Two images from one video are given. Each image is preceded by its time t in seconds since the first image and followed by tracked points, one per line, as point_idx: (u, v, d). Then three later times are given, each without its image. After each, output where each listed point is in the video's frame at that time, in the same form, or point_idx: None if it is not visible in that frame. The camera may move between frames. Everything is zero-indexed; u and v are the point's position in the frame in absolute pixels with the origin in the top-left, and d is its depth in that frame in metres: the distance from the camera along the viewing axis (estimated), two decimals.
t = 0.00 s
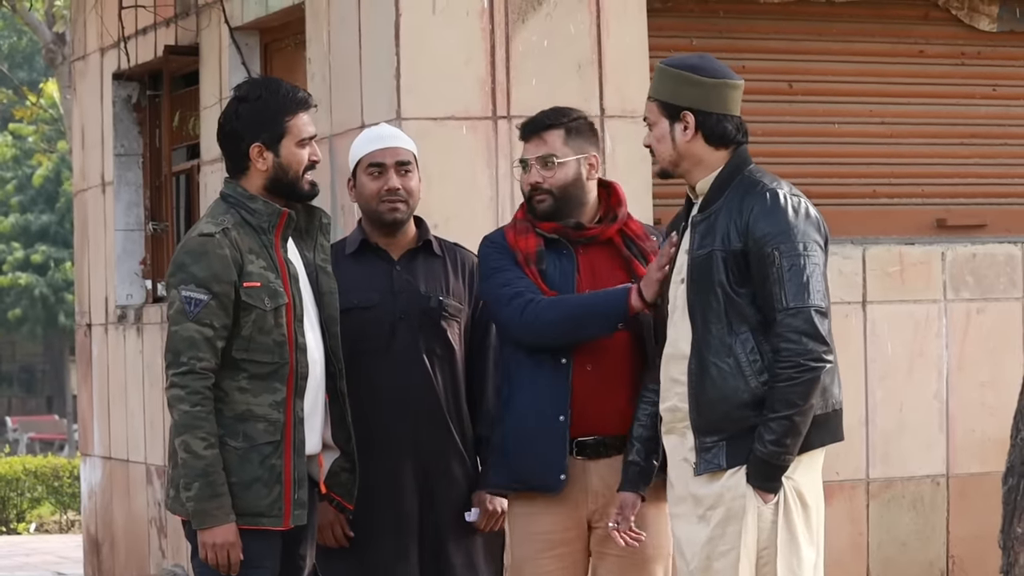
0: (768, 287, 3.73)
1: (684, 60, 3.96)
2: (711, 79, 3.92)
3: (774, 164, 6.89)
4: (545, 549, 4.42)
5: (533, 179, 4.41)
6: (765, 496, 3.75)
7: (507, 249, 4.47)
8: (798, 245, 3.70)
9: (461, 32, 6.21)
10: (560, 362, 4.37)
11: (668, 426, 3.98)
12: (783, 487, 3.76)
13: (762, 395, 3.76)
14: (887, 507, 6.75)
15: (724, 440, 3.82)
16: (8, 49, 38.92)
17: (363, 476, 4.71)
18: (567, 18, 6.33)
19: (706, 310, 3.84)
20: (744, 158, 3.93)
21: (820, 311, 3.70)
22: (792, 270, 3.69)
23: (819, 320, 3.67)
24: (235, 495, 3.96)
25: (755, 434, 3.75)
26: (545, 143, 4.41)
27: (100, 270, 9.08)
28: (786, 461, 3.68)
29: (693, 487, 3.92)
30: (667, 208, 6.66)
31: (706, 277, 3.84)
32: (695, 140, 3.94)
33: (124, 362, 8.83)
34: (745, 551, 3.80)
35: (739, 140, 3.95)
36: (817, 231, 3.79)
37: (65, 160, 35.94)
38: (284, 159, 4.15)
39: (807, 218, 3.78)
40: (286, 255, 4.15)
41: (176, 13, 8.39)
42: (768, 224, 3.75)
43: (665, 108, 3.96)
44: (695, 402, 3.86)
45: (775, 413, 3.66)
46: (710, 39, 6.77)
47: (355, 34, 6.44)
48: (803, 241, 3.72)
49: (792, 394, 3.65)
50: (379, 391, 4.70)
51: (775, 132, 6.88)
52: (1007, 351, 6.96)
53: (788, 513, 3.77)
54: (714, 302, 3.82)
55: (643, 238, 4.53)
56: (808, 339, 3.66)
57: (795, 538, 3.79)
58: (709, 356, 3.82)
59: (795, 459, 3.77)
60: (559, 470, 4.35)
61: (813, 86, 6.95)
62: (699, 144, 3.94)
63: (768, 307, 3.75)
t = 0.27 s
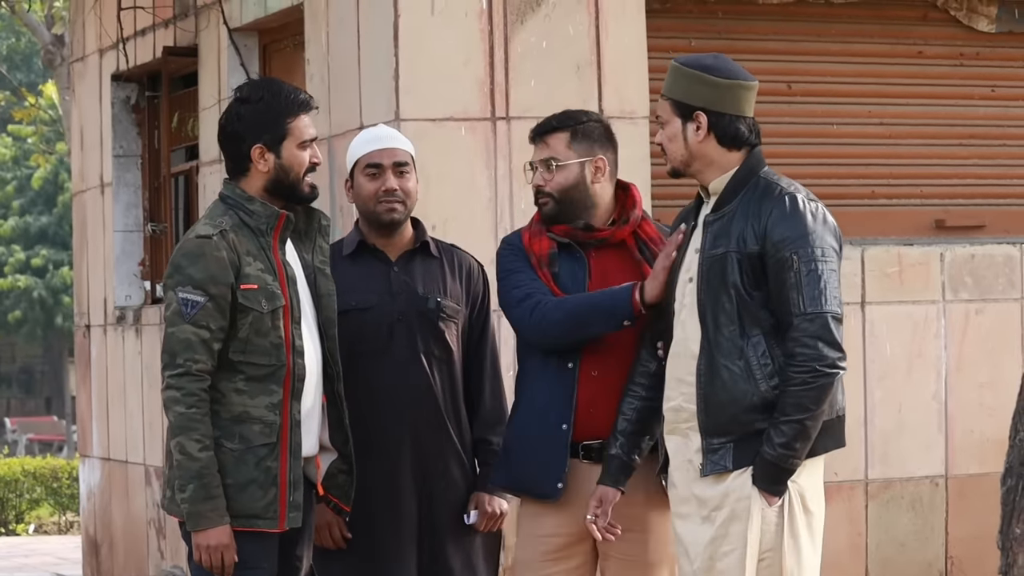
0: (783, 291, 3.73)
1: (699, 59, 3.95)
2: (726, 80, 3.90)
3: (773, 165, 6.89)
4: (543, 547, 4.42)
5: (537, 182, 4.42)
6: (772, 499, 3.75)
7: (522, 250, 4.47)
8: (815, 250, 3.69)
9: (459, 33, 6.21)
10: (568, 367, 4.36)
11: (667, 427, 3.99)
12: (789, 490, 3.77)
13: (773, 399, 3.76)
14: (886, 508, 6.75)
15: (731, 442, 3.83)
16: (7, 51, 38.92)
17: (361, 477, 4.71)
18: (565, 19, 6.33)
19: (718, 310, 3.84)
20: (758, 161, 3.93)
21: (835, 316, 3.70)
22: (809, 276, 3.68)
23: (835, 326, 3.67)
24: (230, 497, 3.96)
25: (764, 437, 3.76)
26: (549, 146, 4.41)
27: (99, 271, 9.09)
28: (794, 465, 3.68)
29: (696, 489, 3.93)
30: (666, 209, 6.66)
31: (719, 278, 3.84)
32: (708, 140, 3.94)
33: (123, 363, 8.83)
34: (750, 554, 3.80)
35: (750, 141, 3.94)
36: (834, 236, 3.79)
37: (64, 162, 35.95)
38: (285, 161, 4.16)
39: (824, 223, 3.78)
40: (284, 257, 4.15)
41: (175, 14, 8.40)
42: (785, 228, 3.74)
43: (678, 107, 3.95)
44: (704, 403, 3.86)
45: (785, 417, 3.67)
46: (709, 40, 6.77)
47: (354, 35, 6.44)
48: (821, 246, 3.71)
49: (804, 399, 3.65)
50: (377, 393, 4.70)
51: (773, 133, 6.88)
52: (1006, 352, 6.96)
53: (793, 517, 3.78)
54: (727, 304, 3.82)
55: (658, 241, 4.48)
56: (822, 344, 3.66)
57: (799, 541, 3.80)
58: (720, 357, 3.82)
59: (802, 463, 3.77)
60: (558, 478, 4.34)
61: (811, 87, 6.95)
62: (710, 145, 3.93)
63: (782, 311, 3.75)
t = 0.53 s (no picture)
0: (799, 292, 3.72)
1: (718, 57, 3.95)
2: (744, 78, 3.90)
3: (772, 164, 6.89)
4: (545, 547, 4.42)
5: (549, 177, 4.38)
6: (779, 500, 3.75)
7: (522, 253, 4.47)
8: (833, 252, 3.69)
9: (459, 33, 6.21)
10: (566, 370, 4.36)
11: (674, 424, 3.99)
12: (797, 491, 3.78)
13: (784, 399, 3.77)
14: (885, 508, 6.75)
15: (739, 441, 3.83)
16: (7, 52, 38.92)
17: (362, 477, 4.71)
18: (565, 19, 6.33)
19: (732, 308, 3.84)
20: (778, 160, 3.92)
21: (850, 319, 3.70)
22: (825, 278, 3.68)
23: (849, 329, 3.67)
24: (228, 498, 3.96)
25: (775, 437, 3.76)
26: (561, 142, 4.38)
27: (99, 271, 9.09)
28: (804, 467, 3.68)
29: (704, 489, 3.93)
30: (666, 209, 6.66)
31: (735, 276, 3.83)
32: (727, 137, 3.93)
33: (123, 363, 8.83)
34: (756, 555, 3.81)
35: (770, 140, 3.93)
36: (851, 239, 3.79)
37: (65, 161, 35.95)
38: (286, 162, 4.15)
39: (842, 225, 3.77)
40: (284, 259, 4.15)
41: (174, 14, 8.40)
42: (804, 229, 3.74)
43: (698, 105, 3.94)
44: (714, 400, 3.86)
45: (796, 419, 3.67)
46: (709, 40, 6.76)
47: (354, 34, 6.44)
48: (839, 249, 3.71)
49: (816, 402, 3.65)
50: (377, 393, 4.70)
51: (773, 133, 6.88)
52: (1006, 352, 6.97)
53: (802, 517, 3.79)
54: (741, 302, 3.82)
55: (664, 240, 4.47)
56: (836, 348, 3.66)
57: (807, 542, 3.81)
58: (731, 355, 3.83)
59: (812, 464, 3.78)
60: (565, 483, 4.35)
61: (811, 87, 6.95)
62: (730, 143, 3.92)
63: (797, 312, 3.75)
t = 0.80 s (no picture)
0: (800, 294, 3.72)
1: (732, 53, 3.93)
2: (759, 75, 3.89)
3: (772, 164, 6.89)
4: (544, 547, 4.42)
5: (539, 176, 4.35)
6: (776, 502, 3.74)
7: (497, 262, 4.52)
8: (835, 255, 3.69)
9: (458, 32, 6.21)
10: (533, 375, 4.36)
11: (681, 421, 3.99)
12: (796, 491, 3.76)
13: (783, 401, 3.76)
14: (886, 507, 6.75)
15: (739, 441, 3.83)
16: (7, 52, 38.91)
17: (361, 477, 4.71)
18: (565, 18, 6.33)
19: (735, 307, 3.84)
20: (790, 156, 3.92)
21: (851, 322, 3.70)
22: (826, 280, 3.68)
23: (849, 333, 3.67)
24: (228, 498, 3.96)
25: (772, 439, 3.76)
26: (553, 141, 4.35)
27: (99, 271, 9.09)
28: (800, 470, 3.68)
29: (705, 489, 3.93)
30: (666, 208, 6.66)
31: (738, 275, 3.84)
32: (740, 134, 3.92)
33: (122, 363, 8.84)
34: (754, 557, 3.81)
35: (782, 136, 3.93)
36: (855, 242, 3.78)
37: (64, 161, 35.94)
38: (286, 162, 4.15)
39: (847, 226, 3.77)
40: (284, 258, 4.15)
41: (174, 14, 8.39)
42: (806, 231, 3.74)
43: (712, 101, 3.93)
44: (716, 400, 3.87)
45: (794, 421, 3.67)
46: (709, 39, 6.76)
47: (354, 34, 6.44)
48: (841, 251, 3.71)
49: (814, 405, 3.65)
50: (377, 392, 4.70)
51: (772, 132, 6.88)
52: (1006, 351, 6.96)
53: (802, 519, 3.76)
54: (744, 301, 3.82)
55: (640, 240, 4.40)
56: (835, 351, 3.66)
57: (807, 544, 3.78)
58: (734, 355, 3.83)
59: (811, 465, 3.76)
60: (535, 488, 4.35)
61: (811, 86, 6.95)
62: (743, 140, 3.91)
63: (798, 314, 3.74)
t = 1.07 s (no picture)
0: (800, 294, 3.72)
1: (736, 52, 3.92)
2: (763, 75, 3.88)
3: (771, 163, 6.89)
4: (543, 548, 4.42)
5: (510, 178, 4.37)
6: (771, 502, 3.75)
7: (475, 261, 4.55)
8: (834, 256, 3.68)
9: (458, 32, 6.21)
10: (502, 375, 4.37)
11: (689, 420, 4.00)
12: (794, 489, 3.75)
13: (781, 402, 3.76)
14: (885, 507, 6.75)
15: (738, 441, 3.83)
16: (7, 53, 38.90)
17: (361, 477, 4.71)
18: (564, 18, 6.33)
19: (735, 307, 3.85)
20: (795, 154, 3.92)
21: (849, 325, 3.69)
22: (825, 281, 3.68)
23: (848, 335, 3.66)
24: (229, 499, 3.96)
25: (769, 439, 3.76)
26: (522, 143, 4.35)
27: (98, 271, 9.09)
28: (796, 471, 3.68)
29: (706, 489, 3.93)
30: (665, 208, 6.66)
31: (739, 275, 3.84)
32: (745, 134, 3.92)
33: (122, 363, 8.84)
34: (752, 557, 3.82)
35: (787, 134, 3.92)
36: (856, 244, 3.77)
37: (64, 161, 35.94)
38: (286, 162, 4.16)
39: (847, 227, 3.76)
40: (283, 259, 4.15)
41: (173, 14, 8.40)
42: (806, 231, 3.73)
43: (717, 101, 3.93)
44: (716, 400, 3.87)
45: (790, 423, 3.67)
46: (708, 39, 6.76)
47: (353, 34, 6.44)
48: (840, 253, 3.70)
49: (811, 406, 3.64)
50: (376, 392, 4.70)
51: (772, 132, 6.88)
52: (1005, 350, 6.97)
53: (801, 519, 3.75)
54: (744, 301, 3.82)
55: (611, 242, 4.40)
56: (833, 352, 3.65)
57: (805, 544, 3.76)
58: (733, 356, 3.84)
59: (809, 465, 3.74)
60: (497, 488, 4.34)
61: (811, 86, 6.95)
62: (748, 140, 3.91)
63: (797, 315, 3.74)
